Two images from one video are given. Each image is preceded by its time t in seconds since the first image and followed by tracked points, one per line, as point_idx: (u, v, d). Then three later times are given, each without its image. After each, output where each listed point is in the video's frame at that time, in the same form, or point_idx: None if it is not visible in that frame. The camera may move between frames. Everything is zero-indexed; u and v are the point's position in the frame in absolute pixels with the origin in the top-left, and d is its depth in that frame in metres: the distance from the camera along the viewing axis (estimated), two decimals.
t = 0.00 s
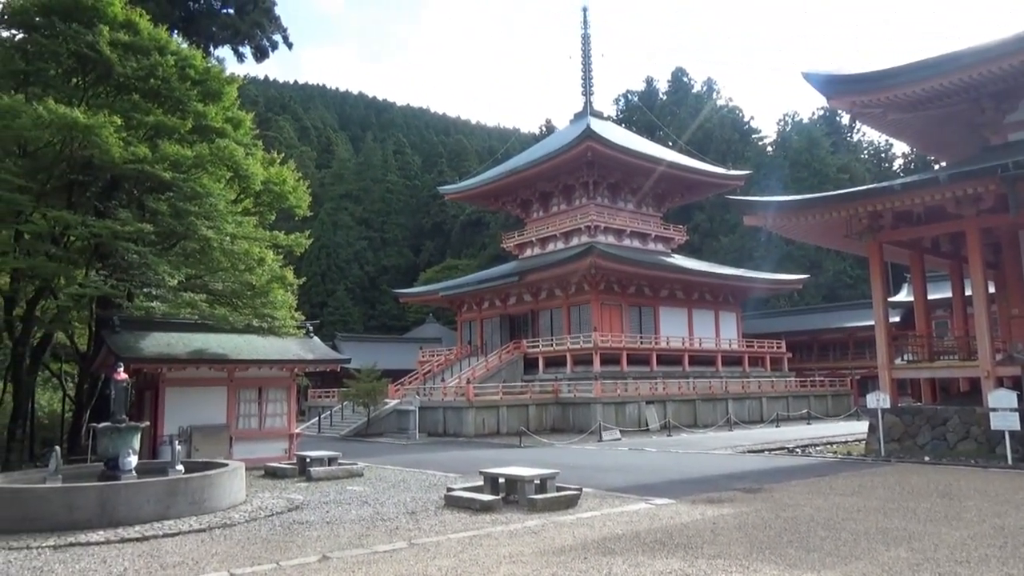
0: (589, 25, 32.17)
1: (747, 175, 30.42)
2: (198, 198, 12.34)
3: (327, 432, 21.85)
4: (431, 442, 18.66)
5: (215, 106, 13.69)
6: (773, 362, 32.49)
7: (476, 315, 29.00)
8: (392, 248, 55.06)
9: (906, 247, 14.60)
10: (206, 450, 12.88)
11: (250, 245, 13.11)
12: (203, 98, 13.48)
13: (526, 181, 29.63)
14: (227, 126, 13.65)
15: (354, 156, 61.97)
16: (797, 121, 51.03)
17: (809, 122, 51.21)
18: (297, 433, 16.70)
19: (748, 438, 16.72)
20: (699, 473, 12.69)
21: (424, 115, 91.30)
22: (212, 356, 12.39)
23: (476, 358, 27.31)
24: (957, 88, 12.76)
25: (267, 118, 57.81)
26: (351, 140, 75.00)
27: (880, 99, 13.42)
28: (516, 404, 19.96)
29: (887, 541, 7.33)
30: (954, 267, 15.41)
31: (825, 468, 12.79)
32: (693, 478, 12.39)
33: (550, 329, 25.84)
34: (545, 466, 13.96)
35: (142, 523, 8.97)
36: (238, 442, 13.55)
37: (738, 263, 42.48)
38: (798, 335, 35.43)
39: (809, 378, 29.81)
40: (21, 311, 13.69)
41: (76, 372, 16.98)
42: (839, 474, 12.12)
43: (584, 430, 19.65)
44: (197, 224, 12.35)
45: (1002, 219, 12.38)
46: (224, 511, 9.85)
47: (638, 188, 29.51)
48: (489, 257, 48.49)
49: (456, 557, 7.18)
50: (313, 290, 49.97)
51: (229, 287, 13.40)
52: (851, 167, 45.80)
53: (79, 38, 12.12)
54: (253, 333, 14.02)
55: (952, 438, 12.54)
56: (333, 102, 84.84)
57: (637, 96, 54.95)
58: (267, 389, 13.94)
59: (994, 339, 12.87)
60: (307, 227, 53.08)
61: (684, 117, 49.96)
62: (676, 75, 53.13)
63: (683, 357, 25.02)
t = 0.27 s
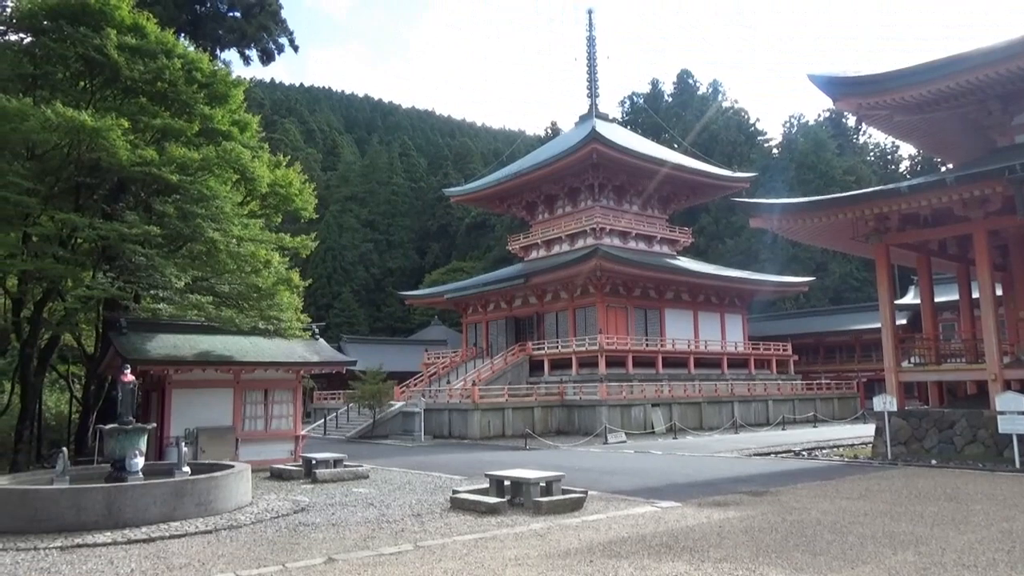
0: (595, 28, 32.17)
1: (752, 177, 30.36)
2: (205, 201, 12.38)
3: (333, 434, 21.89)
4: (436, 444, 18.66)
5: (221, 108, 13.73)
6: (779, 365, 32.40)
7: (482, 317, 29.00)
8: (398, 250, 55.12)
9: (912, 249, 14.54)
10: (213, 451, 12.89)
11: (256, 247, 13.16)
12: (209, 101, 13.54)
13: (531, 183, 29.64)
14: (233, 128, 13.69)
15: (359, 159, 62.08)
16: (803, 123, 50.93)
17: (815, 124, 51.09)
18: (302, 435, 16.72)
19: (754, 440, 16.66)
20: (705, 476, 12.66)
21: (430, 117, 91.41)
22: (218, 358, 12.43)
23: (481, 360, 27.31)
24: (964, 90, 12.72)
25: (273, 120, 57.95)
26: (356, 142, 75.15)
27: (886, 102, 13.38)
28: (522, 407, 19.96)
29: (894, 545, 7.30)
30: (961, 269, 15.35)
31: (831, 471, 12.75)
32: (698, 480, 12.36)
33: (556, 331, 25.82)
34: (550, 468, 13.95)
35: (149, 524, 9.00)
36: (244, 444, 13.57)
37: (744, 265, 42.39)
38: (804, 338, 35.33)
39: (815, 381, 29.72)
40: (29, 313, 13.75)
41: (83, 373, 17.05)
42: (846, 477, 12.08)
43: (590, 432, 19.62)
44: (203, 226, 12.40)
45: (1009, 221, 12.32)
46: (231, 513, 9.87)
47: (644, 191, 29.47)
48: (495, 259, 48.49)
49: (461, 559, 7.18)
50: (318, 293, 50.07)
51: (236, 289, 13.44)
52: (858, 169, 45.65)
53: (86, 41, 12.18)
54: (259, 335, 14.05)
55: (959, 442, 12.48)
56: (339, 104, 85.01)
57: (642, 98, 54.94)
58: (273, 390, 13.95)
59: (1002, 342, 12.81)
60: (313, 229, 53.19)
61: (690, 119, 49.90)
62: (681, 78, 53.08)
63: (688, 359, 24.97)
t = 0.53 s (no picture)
0: (603, 33, 32.20)
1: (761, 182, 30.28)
2: (215, 206, 12.43)
3: (341, 439, 21.92)
4: (445, 449, 18.65)
5: (232, 114, 13.81)
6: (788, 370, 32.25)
7: (490, 322, 29.01)
8: (406, 255, 55.20)
9: (923, 254, 14.47)
10: (222, 456, 12.91)
11: (266, 252, 13.21)
12: (220, 107, 13.61)
13: (539, 188, 29.67)
14: (243, 134, 13.76)
15: (368, 164, 62.27)
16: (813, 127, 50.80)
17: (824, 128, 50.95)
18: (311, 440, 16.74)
19: (764, 446, 16.58)
20: (715, 482, 12.60)
21: (438, 122, 91.63)
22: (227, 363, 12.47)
23: (489, 365, 27.30)
24: (974, 94, 12.67)
25: (282, 126, 58.23)
26: (365, 147, 75.38)
27: (895, 106, 13.35)
28: (530, 411, 19.94)
29: (905, 552, 7.24)
30: (973, 274, 15.25)
31: (842, 477, 12.67)
32: (708, 487, 12.31)
33: (564, 336, 25.79)
34: (559, 474, 13.92)
35: (158, 529, 9.03)
36: (253, 449, 13.60)
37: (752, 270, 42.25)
38: (814, 343, 35.17)
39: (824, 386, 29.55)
40: (40, 318, 13.85)
41: (94, 378, 17.14)
42: (856, 483, 12.00)
43: (598, 437, 19.58)
44: (213, 231, 12.47)
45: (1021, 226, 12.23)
46: (240, 518, 9.89)
47: (652, 195, 29.44)
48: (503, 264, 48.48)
49: (470, 565, 7.16)
50: (327, 297, 50.20)
51: (245, 294, 13.49)
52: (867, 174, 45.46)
53: (98, 49, 12.27)
54: (268, 340, 14.07)
55: (970, 448, 12.37)
56: (347, 110, 85.32)
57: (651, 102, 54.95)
58: (282, 395, 13.97)
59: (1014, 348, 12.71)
60: (322, 234, 53.36)
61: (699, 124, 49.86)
62: (690, 82, 53.07)
63: (697, 364, 24.89)
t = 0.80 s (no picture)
0: (614, 38, 32.18)
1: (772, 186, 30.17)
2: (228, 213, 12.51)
3: (354, 445, 21.97)
4: (457, 454, 18.66)
5: (245, 122, 13.90)
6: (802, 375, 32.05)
7: (501, 328, 29.01)
8: (417, 261, 55.31)
9: (937, 258, 14.35)
10: (236, 462, 12.96)
11: (278, 259, 13.28)
12: (233, 114, 13.71)
13: (550, 194, 29.67)
14: (256, 141, 13.85)
15: (379, 170, 62.49)
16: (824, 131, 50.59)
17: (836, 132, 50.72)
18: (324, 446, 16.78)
19: (778, 452, 16.47)
20: (729, 488, 12.53)
21: (449, 129, 91.87)
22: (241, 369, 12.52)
23: (501, 370, 27.29)
24: (987, 97, 12.59)
25: (294, 133, 58.57)
26: (376, 153, 75.62)
27: (907, 110, 13.27)
28: (542, 417, 19.91)
29: (922, 559, 7.17)
30: (988, 278, 15.12)
31: (857, 483, 12.57)
32: (722, 493, 12.23)
33: (576, 341, 25.74)
34: (571, 480, 13.88)
35: (173, 534, 9.07)
36: (266, 455, 13.63)
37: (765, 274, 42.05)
38: (827, 348, 34.94)
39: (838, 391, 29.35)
40: (56, 325, 13.98)
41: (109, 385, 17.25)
42: (871, 490, 11.90)
43: (610, 443, 19.52)
44: (226, 238, 12.56)
45: None
46: (253, 523, 9.91)
47: (663, 200, 29.38)
48: (514, 269, 48.48)
49: (483, 571, 7.15)
50: (339, 303, 50.35)
51: (258, 301, 13.56)
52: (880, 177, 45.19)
53: (113, 58, 12.40)
54: (281, 346, 14.13)
55: (987, 453, 12.23)
56: (359, 116, 85.70)
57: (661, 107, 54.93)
58: (295, 401, 14.00)
59: None
60: (333, 240, 53.57)
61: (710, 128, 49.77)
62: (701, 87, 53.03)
63: (709, 369, 24.78)
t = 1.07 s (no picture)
0: (626, 43, 32.21)
1: (786, 190, 30.00)
2: (243, 221, 12.59)
3: (368, 451, 22.01)
4: (471, 461, 18.64)
5: (260, 130, 14.02)
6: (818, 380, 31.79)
7: (515, 334, 28.99)
8: (431, 267, 55.43)
9: (955, 261, 14.20)
10: (252, 468, 13.01)
11: (293, 266, 13.35)
12: (248, 123, 13.83)
13: (564, 199, 29.67)
14: (271, 150, 13.95)
15: (393, 177, 62.74)
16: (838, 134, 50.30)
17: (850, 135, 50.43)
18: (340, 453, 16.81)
19: (795, 458, 16.32)
20: (746, 495, 12.43)
21: (462, 135, 92.11)
22: (256, 376, 12.59)
23: (515, 377, 27.26)
24: (1003, 99, 12.48)
25: (308, 141, 58.96)
26: (389, 160, 75.92)
27: (922, 111, 13.17)
28: (557, 423, 19.86)
29: (943, 566, 7.08)
30: (1007, 282, 14.95)
31: (876, 489, 12.43)
32: (740, 499, 12.13)
33: (590, 347, 25.67)
34: (587, 486, 13.82)
35: (190, 541, 9.11)
36: (282, 461, 13.67)
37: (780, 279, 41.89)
38: (843, 353, 34.66)
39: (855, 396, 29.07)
40: (74, 333, 14.13)
41: (127, 392, 17.37)
42: (890, 495, 11.76)
43: (625, 449, 19.43)
44: (242, 246, 12.65)
45: None
46: (270, 530, 9.93)
47: (676, 205, 29.30)
48: (528, 275, 48.43)
49: None
50: (353, 310, 50.50)
51: (274, 308, 13.63)
52: (895, 180, 44.83)
53: (130, 68, 12.54)
54: (296, 353, 14.20)
55: (1008, 459, 12.05)
56: (372, 124, 86.13)
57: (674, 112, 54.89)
58: (310, 408, 14.04)
59: None
60: (348, 248, 53.79)
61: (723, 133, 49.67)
62: (714, 91, 52.99)
63: (724, 375, 24.64)
